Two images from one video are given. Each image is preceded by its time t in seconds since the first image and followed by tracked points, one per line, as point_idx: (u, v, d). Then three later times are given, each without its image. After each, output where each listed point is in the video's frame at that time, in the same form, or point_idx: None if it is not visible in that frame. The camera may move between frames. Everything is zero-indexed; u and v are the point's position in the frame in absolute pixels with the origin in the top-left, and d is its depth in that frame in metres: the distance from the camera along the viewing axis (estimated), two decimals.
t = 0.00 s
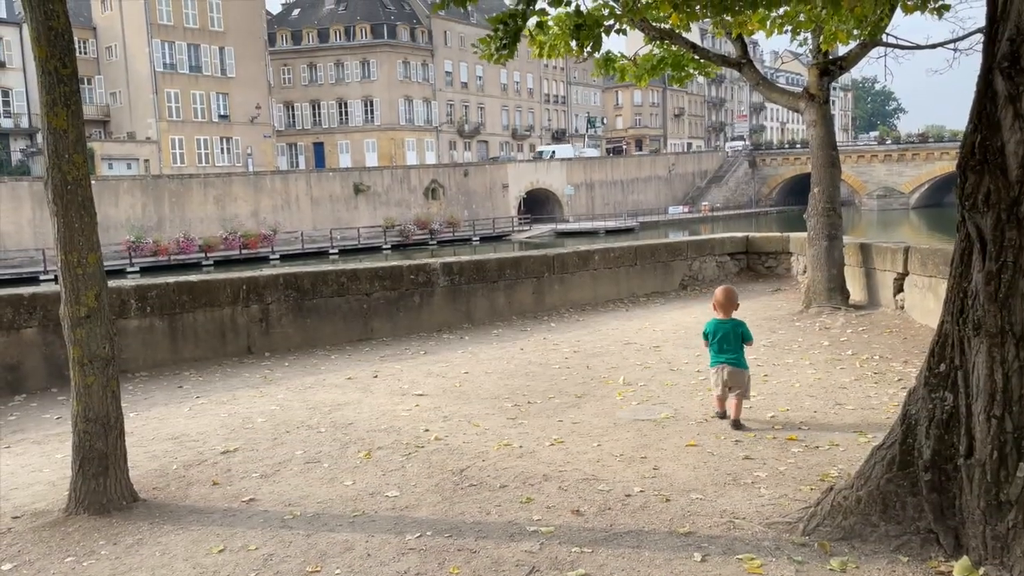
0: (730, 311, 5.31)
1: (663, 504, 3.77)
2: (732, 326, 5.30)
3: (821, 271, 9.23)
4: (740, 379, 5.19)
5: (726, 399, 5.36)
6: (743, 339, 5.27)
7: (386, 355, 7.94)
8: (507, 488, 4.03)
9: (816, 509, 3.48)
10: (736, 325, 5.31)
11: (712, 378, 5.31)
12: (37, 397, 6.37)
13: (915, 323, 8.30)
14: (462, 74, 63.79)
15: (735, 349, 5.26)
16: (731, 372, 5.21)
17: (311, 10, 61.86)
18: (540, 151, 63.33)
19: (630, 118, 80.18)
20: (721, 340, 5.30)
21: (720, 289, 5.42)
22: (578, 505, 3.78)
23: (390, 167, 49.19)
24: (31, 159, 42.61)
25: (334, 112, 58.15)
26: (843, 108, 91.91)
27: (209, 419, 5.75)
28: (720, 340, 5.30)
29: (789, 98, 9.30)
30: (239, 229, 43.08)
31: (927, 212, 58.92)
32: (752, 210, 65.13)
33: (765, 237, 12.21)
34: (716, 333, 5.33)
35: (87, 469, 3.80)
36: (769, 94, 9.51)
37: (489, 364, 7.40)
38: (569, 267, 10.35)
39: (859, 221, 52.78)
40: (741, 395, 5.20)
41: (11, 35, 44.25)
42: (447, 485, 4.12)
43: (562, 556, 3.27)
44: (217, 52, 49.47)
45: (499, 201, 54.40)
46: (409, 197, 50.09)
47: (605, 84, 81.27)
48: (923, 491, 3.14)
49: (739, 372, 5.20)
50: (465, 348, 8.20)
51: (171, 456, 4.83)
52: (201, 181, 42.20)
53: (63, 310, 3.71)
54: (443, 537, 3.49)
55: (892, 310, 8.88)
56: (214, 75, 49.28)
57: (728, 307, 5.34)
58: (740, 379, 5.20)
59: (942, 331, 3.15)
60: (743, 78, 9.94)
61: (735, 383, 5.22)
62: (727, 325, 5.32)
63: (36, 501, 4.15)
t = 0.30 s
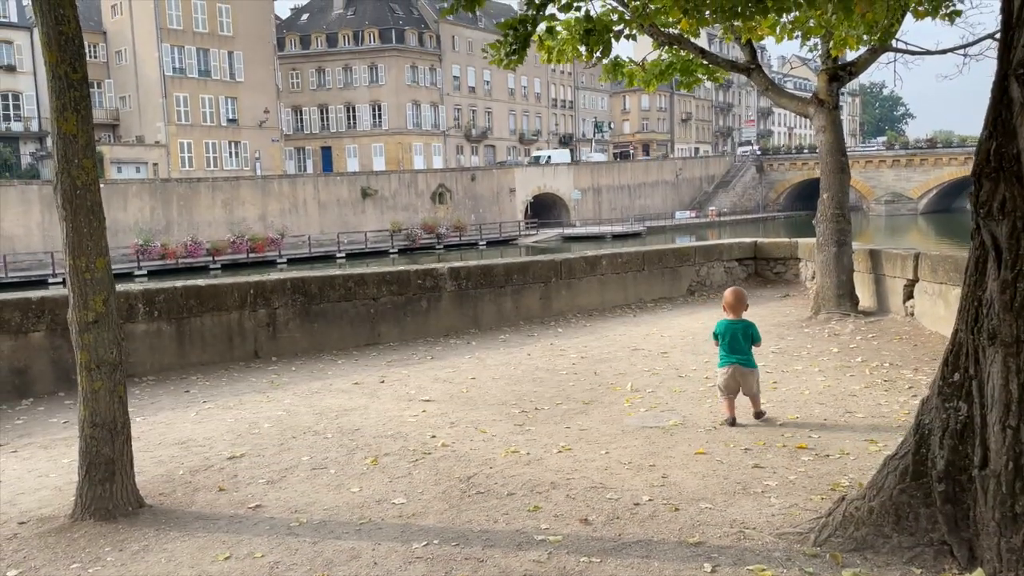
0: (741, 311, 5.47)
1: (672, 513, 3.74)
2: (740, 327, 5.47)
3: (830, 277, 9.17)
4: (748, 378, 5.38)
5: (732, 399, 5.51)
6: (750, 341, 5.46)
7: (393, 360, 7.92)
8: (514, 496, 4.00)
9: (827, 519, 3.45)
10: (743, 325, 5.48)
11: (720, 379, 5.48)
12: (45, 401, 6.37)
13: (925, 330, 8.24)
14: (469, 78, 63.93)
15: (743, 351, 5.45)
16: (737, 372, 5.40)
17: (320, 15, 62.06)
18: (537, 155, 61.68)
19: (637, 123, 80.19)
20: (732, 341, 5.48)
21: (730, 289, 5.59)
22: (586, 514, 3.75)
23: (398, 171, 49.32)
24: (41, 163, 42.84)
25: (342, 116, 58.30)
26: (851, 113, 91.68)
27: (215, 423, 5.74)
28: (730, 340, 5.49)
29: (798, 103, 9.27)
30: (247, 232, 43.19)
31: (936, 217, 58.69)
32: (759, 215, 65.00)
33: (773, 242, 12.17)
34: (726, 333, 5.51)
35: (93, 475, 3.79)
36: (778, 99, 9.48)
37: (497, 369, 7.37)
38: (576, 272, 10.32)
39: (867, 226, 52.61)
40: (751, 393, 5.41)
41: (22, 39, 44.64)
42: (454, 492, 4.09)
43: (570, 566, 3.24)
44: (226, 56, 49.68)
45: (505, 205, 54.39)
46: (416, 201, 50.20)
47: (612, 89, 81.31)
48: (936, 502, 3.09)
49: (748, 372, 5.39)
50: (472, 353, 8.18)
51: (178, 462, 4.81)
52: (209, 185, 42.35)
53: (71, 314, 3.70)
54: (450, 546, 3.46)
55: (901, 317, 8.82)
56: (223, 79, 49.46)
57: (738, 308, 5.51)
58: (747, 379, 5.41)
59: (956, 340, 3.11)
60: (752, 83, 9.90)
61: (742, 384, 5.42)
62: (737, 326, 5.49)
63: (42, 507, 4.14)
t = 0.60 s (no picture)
0: (764, 318, 5.55)
1: (686, 526, 3.67)
2: (761, 334, 5.52)
3: (845, 284, 9.07)
4: (770, 386, 5.39)
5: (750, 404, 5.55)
6: (770, 348, 5.50)
7: (404, 365, 7.89)
8: (526, 506, 3.94)
9: (845, 535, 3.38)
10: (765, 331, 5.53)
11: (738, 384, 5.50)
12: (56, 404, 6.37)
13: (942, 339, 8.13)
14: (482, 82, 64.03)
15: (764, 357, 5.49)
16: (759, 378, 5.42)
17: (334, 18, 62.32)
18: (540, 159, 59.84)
19: (649, 128, 80.19)
20: (754, 346, 5.52)
21: (754, 297, 5.62)
22: (598, 526, 3.70)
23: (410, 174, 49.45)
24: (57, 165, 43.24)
25: (356, 120, 58.50)
26: (866, 119, 91.22)
27: (225, 428, 5.72)
28: (751, 345, 5.53)
29: (813, 109, 9.20)
30: (260, 234, 43.37)
31: (950, 224, 58.26)
32: (772, 220, 64.72)
33: (787, 249, 12.08)
34: (748, 338, 5.55)
35: (102, 481, 3.77)
36: (794, 105, 9.42)
37: (506, 376, 7.31)
38: (588, 278, 10.26)
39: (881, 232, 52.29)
40: (771, 400, 5.41)
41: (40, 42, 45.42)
42: (464, 501, 4.05)
43: None
44: (241, 60, 49.96)
45: (517, 209, 54.36)
46: (428, 205, 50.29)
47: (624, 93, 81.29)
48: (957, 520, 3.00)
49: (770, 379, 5.41)
50: (483, 359, 8.13)
51: (187, 467, 4.79)
52: (223, 188, 42.56)
53: (81, 319, 3.68)
54: (461, 557, 3.41)
55: (918, 325, 8.71)
56: (237, 82, 49.72)
57: (762, 316, 5.53)
58: (768, 385, 5.42)
59: (978, 353, 3.04)
60: (767, 88, 9.82)
61: (762, 391, 5.42)
62: (760, 333, 5.54)
63: (51, 512, 4.12)
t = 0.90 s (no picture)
0: (775, 325, 5.57)
1: (703, 544, 3.57)
2: (773, 342, 5.53)
3: (866, 294, 8.91)
4: (783, 395, 5.38)
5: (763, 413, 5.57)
6: (783, 356, 5.51)
7: (417, 370, 7.83)
8: (538, 520, 3.86)
9: (869, 558, 3.24)
10: (775, 340, 5.54)
11: (752, 394, 5.54)
12: (68, 406, 6.36)
13: (966, 351, 7.96)
14: (500, 86, 64.06)
15: (777, 365, 5.50)
16: (770, 386, 5.44)
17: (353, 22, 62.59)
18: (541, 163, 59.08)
19: (667, 133, 79.98)
20: (764, 355, 5.55)
21: (765, 304, 5.66)
22: (612, 543, 3.60)
23: (427, 178, 49.53)
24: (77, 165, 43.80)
25: (373, 123, 58.70)
26: (886, 125, 90.47)
27: (237, 433, 5.67)
28: (764, 354, 5.55)
29: (835, 115, 9.06)
30: (277, 236, 43.56)
31: (970, 232, 57.62)
32: (790, 226, 64.25)
33: (807, 257, 11.91)
34: (760, 347, 5.58)
35: (109, 488, 3.72)
36: (815, 110, 9.29)
37: (520, 384, 7.21)
38: (604, 284, 10.16)
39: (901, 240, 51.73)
40: (786, 410, 5.37)
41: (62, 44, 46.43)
42: (476, 514, 3.96)
43: None
44: (260, 63, 50.26)
45: (533, 213, 54.31)
46: (444, 208, 50.33)
47: (642, 98, 81.12)
48: (987, 543, 2.85)
49: (781, 386, 5.42)
50: (497, 366, 8.05)
51: (197, 473, 4.74)
52: (242, 190, 42.77)
53: (90, 324, 3.63)
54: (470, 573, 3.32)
55: (940, 337, 8.54)
56: (257, 85, 50.03)
57: (773, 323, 5.58)
58: (781, 395, 5.41)
59: (1011, 371, 2.90)
60: (787, 94, 9.69)
61: (775, 399, 5.42)
62: (772, 340, 5.56)
63: (59, 517, 4.09)
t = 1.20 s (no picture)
0: (787, 335, 5.52)
1: (723, 568, 3.43)
2: (785, 351, 5.49)
3: (889, 305, 8.72)
4: (795, 404, 5.37)
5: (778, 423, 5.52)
6: (795, 366, 5.48)
7: (430, 377, 7.74)
8: (550, 538, 3.74)
9: None
10: (788, 349, 5.51)
11: (765, 403, 5.48)
12: (77, 410, 6.31)
13: (992, 365, 7.75)
14: (519, 90, 64.05)
15: (790, 374, 5.47)
16: (784, 396, 5.41)
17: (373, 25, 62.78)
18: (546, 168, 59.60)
19: (686, 138, 79.69)
20: (776, 364, 5.51)
21: (775, 312, 5.61)
22: (627, 564, 3.48)
23: (444, 181, 49.58)
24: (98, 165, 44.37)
25: (392, 126, 58.84)
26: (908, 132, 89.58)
27: (246, 440, 5.59)
28: (776, 363, 5.51)
29: (859, 122, 8.90)
30: (295, 238, 43.72)
31: (993, 241, 56.88)
32: (810, 232, 63.70)
33: (829, 265, 11.71)
34: (772, 357, 5.53)
35: (112, 498, 3.64)
36: (838, 117, 9.12)
37: (535, 392, 7.09)
38: (621, 291, 10.03)
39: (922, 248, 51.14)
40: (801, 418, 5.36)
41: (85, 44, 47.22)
42: (487, 530, 3.85)
43: None
44: (280, 65, 50.51)
45: (551, 217, 54.21)
46: (462, 211, 50.34)
47: (661, 103, 80.84)
48: None
49: (794, 397, 5.41)
50: (512, 373, 7.92)
51: (203, 482, 4.65)
52: (261, 191, 42.97)
53: (93, 331, 3.56)
54: None
55: (966, 350, 8.33)
56: (277, 87, 50.31)
57: (782, 332, 5.52)
58: (794, 403, 5.41)
59: None
60: (811, 100, 9.52)
61: (786, 409, 5.39)
62: (784, 350, 5.52)
63: (62, 525, 4.02)
